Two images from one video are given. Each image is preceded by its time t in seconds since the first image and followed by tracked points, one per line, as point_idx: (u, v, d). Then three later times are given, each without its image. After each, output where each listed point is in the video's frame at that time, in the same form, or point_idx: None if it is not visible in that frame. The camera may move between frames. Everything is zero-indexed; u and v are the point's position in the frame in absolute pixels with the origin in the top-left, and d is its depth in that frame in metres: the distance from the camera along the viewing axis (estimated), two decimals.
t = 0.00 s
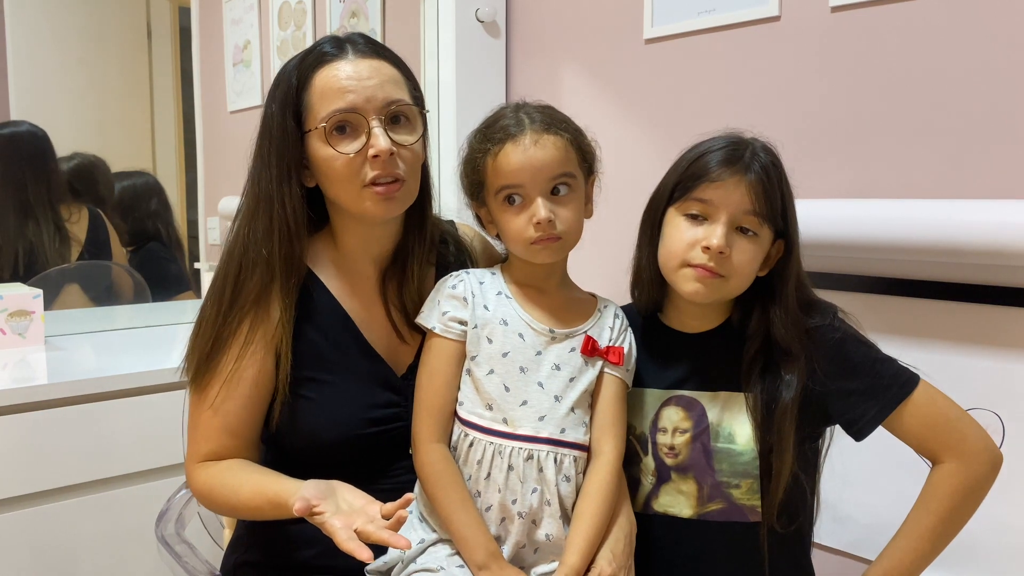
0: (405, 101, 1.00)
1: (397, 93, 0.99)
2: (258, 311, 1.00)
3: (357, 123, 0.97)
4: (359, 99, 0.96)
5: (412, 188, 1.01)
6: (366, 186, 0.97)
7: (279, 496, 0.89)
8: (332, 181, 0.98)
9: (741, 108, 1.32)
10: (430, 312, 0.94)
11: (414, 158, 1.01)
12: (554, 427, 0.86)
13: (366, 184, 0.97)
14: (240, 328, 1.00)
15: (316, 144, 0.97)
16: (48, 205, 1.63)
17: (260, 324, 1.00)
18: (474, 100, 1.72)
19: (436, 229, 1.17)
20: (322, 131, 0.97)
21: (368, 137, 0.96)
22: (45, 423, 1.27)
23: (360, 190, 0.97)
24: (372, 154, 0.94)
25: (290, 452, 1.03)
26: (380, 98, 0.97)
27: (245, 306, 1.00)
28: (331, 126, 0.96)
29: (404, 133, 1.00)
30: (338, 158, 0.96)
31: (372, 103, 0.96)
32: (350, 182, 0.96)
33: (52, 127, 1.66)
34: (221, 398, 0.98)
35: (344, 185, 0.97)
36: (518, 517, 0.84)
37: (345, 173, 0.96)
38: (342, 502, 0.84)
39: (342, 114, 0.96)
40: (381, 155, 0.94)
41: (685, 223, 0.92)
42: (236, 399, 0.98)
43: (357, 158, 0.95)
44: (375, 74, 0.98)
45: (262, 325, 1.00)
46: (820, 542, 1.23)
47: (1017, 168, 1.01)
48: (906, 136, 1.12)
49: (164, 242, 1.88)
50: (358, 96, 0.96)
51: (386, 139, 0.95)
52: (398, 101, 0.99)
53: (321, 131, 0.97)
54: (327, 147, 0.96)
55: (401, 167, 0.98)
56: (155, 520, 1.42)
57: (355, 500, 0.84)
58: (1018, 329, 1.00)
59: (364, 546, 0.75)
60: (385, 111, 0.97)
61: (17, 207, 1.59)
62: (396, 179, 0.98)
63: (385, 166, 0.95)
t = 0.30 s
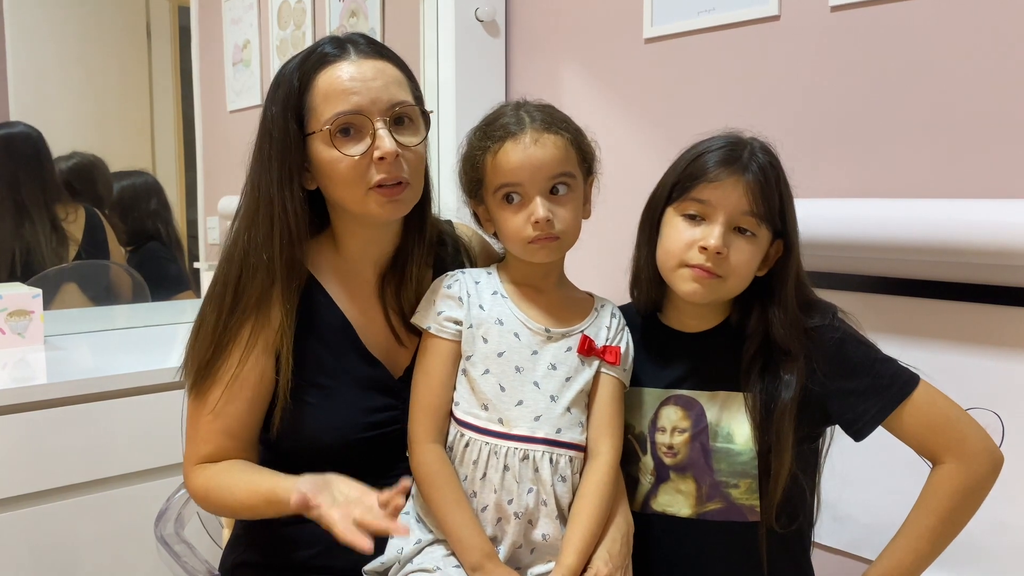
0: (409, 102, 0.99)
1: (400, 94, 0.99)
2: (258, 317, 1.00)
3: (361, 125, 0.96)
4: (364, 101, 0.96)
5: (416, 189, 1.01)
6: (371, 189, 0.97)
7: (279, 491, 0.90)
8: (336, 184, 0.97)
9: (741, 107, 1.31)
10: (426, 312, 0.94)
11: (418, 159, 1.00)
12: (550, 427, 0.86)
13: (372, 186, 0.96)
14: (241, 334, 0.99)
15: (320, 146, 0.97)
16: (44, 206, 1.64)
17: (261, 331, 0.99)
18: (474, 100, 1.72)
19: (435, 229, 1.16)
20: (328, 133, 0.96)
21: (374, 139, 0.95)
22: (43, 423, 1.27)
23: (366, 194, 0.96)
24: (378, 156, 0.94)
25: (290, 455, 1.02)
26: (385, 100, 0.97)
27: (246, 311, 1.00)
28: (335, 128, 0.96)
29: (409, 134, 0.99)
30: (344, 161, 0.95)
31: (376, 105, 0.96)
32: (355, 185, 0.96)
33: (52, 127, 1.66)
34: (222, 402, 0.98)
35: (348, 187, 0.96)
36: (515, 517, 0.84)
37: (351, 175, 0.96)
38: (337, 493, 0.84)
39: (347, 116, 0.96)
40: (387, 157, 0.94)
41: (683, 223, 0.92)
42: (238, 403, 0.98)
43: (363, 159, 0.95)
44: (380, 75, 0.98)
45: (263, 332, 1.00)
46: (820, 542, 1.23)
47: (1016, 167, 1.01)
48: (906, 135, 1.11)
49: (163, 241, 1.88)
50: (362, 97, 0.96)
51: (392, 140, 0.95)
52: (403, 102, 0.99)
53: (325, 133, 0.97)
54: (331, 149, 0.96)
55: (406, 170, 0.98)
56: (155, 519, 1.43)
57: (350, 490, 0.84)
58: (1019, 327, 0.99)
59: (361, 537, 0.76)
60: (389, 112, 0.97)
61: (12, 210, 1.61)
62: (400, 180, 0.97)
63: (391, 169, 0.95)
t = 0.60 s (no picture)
0: (407, 100, 0.99)
1: (398, 93, 0.99)
2: (262, 315, 0.99)
3: (360, 125, 0.96)
4: (362, 101, 0.96)
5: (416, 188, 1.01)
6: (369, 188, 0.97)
7: (312, 387, 0.93)
8: (334, 184, 0.98)
9: (741, 107, 1.32)
10: (426, 312, 0.94)
11: (417, 159, 1.00)
12: (551, 427, 0.86)
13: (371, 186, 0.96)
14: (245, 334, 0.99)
15: (319, 147, 0.97)
16: (41, 205, 1.63)
17: (266, 330, 0.99)
18: (473, 100, 1.72)
19: (434, 229, 1.16)
20: (326, 135, 0.97)
21: (373, 140, 0.96)
22: (43, 423, 1.27)
23: (364, 193, 0.96)
24: (377, 156, 0.94)
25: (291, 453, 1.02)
26: (383, 100, 0.97)
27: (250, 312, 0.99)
28: (333, 129, 0.96)
29: (408, 133, 1.00)
30: (342, 161, 0.96)
31: (374, 105, 0.96)
32: (354, 185, 0.96)
33: (51, 126, 1.66)
34: (227, 402, 0.98)
35: (346, 188, 0.97)
36: (516, 517, 0.84)
37: (349, 176, 0.96)
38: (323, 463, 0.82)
39: (345, 116, 0.96)
40: (386, 158, 0.94)
41: (682, 222, 0.92)
42: (242, 402, 0.98)
43: (362, 160, 0.95)
44: (377, 74, 0.97)
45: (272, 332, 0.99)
46: (820, 541, 1.23)
47: (1015, 167, 1.01)
48: (906, 135, 1.11)
49: (163, 241, 1.88)
50: (361, 97, 0.96)
51: (391, 141, 0.95)
52: (401, 101, 0.98)
53: (324, 134, 0.97)
54: (330, 150, 0.96)
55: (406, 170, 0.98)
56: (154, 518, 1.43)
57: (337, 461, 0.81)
58: (1018, 327, 1.00)
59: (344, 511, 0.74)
60: (387, 112, 0.97)
61: (9, 210, 1.60)
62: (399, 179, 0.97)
63: (390, 169, 0.95)
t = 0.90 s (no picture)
0: (399, 90, 1.00)
1: (392, 82, 1.00)
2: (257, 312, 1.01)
3: (355, 112, 0.97)
4: (358, 88, 0.96)
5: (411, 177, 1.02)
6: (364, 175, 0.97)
7: (318, 398, 0.93)
8: (329, 172, 0.97)
9: (741, 107, 1.32)
10: (426, 311, 0.94)
11: (412, 147, 1.01)
12: (551, 427, 0.86)
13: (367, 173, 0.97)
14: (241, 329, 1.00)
15: (314, 135, 0.97)
16: (41, 206, 1.63)
17: (260, 325, 1.01)
18: (473, 99, 1.72)
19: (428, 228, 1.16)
20: (321, 122, 0.96)
21: (369, 124, 0.96)
22: (43, 422, 1.27)
23: (359, 180, 0.97)
24: (373, 141, 0.95)
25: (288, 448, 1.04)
26: (378, 87, 0.97)
27: (246, 307, 1.00)
28: (329, 116, 0.96)
29: (400, 122, 1.01)
30: (338, 148, 0.96)
31: (370, 92, 0.97)
32: (349, 173, 0.96)
33: (51, 126, 1.66)
34: (226, 398, 0.98)
35: (341, 175, 0.97)
36: (516, 517, 0.84)
37: (344, 162, 0.96)
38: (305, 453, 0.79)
39: (341, 103, 0.96)
40: (383, 142, 0.95)
41: (681, 220, 0.92)
42: (240, 397, 0.99)
43: (359, 147, 0.96)
44: (371, 64, 0.98)
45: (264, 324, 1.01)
46: (820, 541, 1.23)
47: (1015, 167, 1.01)
48: (905, 135, 1.12)
49: (163, 240, 1.88)
50: (356, 84, 0.96)
51: (387, 126, 0.96)
52: (393, 91, 0.99)
53: (320, 121, 0.97)
54: (326, 137, 0.96)
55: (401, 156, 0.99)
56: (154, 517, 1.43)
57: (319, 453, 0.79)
58: (1017, 327, 1.00)
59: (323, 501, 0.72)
60: (382, 100, 0.98)
61: (9, 211, 1.60)
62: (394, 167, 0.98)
63: (387, 154, 0.96)
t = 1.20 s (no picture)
0: (378, 86, 1.02)
1: (371, 79, 1.01)
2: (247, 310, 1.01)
3: (333, 106, 0.98)
4: (336, 83, 0.98)
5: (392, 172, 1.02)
6: (342, 168, 0.98)
7: (315, 386, 0.94)
8: (307, 166, 0.98)
9: (740, 107, 1.31)
10: (422, 312, 0.94)
11: (393, 142, 1.02)
12: (548, 427, 0.86)
13: (345, 166, 0.98)
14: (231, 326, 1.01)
15: (293, 129, 0.98)
16: (45, 206, 1.63)
17: (248, 325, 1.01)
18: (473, 99, 1.72)
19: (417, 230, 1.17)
20: (299, 117, 0.98)
21: (346, 118, 0.97)
22: (42, 422, 1.27)
23: (336, 172, 0.97)
24: (350, 135, 0.96)
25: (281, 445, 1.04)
26: (356, 83, 0.99)
27: (235, 305, 1.01)
28: (306, 110, 0.97)
29: (379, 117, 1.02)
30: (313, 141, 0.97)
31: (348, 87, 0.98)
32: (327, 165, 0.97)
33: (51, 126, 1.66)
34: (217, 397, 0.99)
35: (319, 169, 0.98)
36: (513, 517, 0.84)
37: (320, 154, 0.97)
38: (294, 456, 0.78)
39: (319, 98, 0.97)
40: (360, 136, 0.96)
41: (681, 220, 0.92)
42: (231, 397, 1.00)
43: (336, 140, 0.97)
44: (351, 62, 1.00)
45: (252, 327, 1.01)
46: (820, 541, 1.23)
47: (1013, 167, 1.01)
48: (903, 134, 1.11)
49: (163, 241, 1.88)
50: (334, 80, 0.98)
51: (364, 120, 0.97)
52: (373, 88, 1.01)
53: (297, 115, 0.98)
54: (303, 132, 0.97)
55: (380, 150, 0.99)
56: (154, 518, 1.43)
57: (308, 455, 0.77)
58: (1016, 327, 1.00)
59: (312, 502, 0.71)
60: (360, 95, 0.99)
61: (9, 211, 1.60)
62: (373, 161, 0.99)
63: (364, 147, 0.97)
